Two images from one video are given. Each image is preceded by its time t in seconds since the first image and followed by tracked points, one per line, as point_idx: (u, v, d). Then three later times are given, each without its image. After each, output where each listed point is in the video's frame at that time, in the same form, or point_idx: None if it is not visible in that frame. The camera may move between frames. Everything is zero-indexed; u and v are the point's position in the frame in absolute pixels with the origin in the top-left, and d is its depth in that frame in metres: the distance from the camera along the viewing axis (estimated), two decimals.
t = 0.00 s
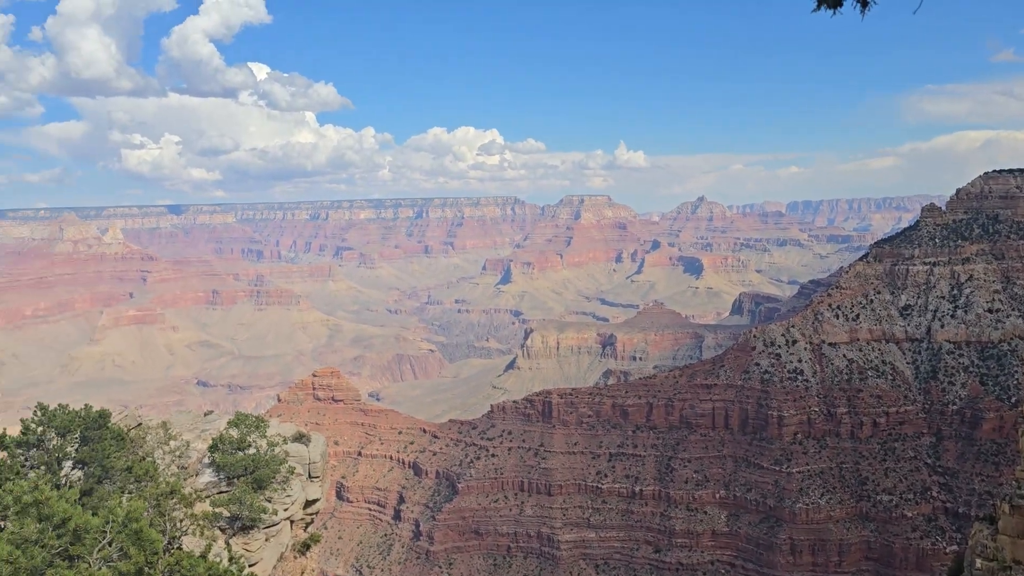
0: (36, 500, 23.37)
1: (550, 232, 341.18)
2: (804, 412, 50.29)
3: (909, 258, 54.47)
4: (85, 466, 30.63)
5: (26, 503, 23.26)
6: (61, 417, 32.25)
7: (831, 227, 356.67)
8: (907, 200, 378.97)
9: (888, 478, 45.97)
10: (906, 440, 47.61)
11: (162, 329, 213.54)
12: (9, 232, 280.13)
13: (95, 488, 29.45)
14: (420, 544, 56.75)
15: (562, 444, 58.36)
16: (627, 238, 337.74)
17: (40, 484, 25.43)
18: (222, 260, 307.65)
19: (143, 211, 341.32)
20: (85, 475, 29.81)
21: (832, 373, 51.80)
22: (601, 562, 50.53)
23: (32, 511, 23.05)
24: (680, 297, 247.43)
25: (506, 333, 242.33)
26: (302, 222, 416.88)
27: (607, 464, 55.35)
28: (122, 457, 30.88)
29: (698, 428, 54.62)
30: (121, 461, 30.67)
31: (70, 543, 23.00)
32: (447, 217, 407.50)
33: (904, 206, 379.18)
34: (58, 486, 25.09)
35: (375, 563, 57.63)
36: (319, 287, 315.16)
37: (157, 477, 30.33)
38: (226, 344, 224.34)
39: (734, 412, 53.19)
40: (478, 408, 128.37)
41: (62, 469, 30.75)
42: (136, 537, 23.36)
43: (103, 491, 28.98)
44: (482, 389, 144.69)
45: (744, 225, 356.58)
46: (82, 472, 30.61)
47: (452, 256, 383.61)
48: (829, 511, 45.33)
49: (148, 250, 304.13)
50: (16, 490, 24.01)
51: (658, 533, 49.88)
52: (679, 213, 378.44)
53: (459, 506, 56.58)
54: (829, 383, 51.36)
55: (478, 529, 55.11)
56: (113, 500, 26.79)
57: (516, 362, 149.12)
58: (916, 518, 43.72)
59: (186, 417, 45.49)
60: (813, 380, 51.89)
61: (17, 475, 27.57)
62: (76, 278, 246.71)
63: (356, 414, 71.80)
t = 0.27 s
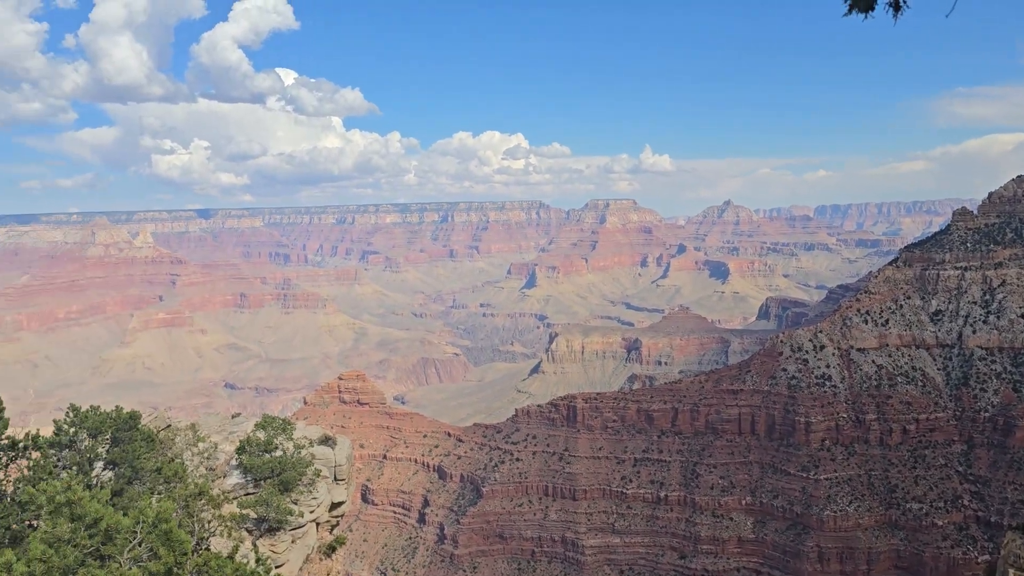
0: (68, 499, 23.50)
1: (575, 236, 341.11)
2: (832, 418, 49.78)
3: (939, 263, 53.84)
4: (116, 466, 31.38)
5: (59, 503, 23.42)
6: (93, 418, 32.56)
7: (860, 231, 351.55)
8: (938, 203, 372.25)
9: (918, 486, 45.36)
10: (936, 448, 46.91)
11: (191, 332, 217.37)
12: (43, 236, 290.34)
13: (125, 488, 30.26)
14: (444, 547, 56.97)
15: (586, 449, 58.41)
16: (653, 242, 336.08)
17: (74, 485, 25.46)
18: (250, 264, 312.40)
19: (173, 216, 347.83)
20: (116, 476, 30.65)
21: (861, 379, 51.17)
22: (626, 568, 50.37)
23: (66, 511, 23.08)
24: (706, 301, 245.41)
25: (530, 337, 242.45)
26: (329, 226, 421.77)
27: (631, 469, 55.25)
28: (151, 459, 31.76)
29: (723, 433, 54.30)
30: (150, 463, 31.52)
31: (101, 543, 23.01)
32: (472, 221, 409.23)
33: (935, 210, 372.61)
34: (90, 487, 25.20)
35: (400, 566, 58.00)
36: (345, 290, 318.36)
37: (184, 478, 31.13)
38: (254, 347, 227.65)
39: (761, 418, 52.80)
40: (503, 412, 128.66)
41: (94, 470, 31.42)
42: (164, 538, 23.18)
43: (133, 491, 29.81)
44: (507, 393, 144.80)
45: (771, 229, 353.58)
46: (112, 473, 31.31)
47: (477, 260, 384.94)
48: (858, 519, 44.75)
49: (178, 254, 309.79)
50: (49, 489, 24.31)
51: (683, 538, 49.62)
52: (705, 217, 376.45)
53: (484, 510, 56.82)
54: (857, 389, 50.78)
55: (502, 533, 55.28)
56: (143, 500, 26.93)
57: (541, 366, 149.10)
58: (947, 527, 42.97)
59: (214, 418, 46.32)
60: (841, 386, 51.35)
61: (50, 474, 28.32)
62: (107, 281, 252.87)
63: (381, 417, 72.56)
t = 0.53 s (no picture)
0: (96, 500, 23.10)
1: (597, 240, 340.61)
2: (857, 425, 49.29)
3: (967, 268, 53.23)
4: (142, 468, 31.91)
5: (87, 504, 23.03)
6: (121, 420, 33.06)
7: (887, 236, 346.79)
8: (966, 207, 365.75)
9: (945, 494, 44.66)
10: (964, 455, 46.21)
11: (215, 335, 220.56)
12: (73, 240, 297.79)
13: (151, 490, 30.78)
14: (466, 552, 57.17)
15: (608, 454, 58.36)
16: (676, 247, 334.49)
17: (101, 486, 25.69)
18: (275, 268, 316.31)
19: (198, 221, 353.39)
20: (142, 477, 31.16)
21: (887, 386, 50.66)
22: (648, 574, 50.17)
23: (94, 512, 22.87)
24: (729, 306, 243.50)
25: (552, 342, 242.29)
26: (352, 230, 425.77)
27: (654, 474, 55.12)
28: (176, 461, 32.27)
29: (747, 440, 53.98)
30: (176, 465, 32.09)
31: (129, 544, 22.66)
32: (495, 225, 410.43)
33: (964, 214, 366.54)
34: (119, 488, 24.97)
35: (422, 570, 58.31)
36: (369, 294, 320.89)
37: (208, 480, 31.63)
38: (278, 350, 230.35)
39: (785, 424, 52.41)
40: (525, 417, 128.85)
41: (121, 471, 31.97)
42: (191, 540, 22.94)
43: (159, 492, 30.35)
44: (529, 398, 144.79)
45: (795, 234, 350.35)
46: (139, 475, 31.85)
47: (499, 264, 385.67)
48: (883, 527, 44.22)
49: (204, 259, 314.54)
50: (79, 490, 24.22)
51: (705, 545, 49.33)
52: (728, 221, 374.84)
53: (505, 515, 57.05)
54: (883, 396, 50.26)
55: (523, 538, 55.38)
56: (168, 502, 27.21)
57: (563, 371, 149.05)
58: (975, 535, 42.27)
59: (238, 421, 47.04)
60: (866, 393, 50.83)
61: (78, 476, 28.89)
62: (134, 284, 257.75)
63: (403, 420, 73.20)
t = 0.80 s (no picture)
0: (121, 503, 23.32)
1: (615, 245, 340.09)
2: (878, 432, 48.76)
3: (991, 273, 52.57)
4: (163, 471, 32.31)
5: (113, 506, 23.34)
6: (143, 423, 33.49)
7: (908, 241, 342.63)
8: (989, 212, 360.33)
9: (969, 503, 44.01)
10: (988, 464, 45.52)
11: (235, 339, 222.77)
12: (96, 244, 302.91)
13: (172, 493, 31.15)
14: (483, 557, 57.14)
15: (625, 459, 58.19)
16: (694, 252, 333.01)
17: (123, 489, 25.94)
18: (294, 273, 319.11)
19: (219, 225, 357.47)
20: (162, 480, 31.45)
21: (908, 393, 50.10)
22: None
23: (119, 515, 22.91)
24: (748, 312, 241.75)
25: (570, 347, 241.88)
26: (370, 235, 430.45)
27: (672, 481, 54.86)
28: (197, 463, 32.58)
29: (766, 446, 53.60)
30: (196, 468, 32.32)
31: (153, 547, 22.53)
32: (512, 230, 412.42)
33: (987, 219, 361.48)
34: (142, 490, 25.12)
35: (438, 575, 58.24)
36: (387, 299, 322.48)
37: (229, 483, 31.90)
38: (296, 354, 232.13)
39: (804, 431, 51.94)
40: (542, 422, 128.70)
41: (142, 474, 32.40)
42: (215, 544, 22.92)
43: (180, 495, 30.68)
44: (546, 403, 144.51)
45: (815, 239, 347.72)
46: (159, 478, 32.19)
47: (517, 269, 385.91)
48: (905, 536, 43.68)
49: (224, 263, 317.90)
50: (104, 493, 24.46)
51: (724, 552, 48.95)
52: (747, 227, 374.13)
53: (523, 520, 57.06)
54: (905, 403, 49.68)
55: (540, 544, 55.26)
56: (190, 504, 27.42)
57: (580, 376, 148.75)
58: (1000, 546, 41.61)
59: (258, 424, 47.48)
60: (888, 400, 50.29)
61: (101, 479, 29.28)
62: (155, 288, 261.11)
63: (420, 425, 73.47)
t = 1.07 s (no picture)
0: (144, 507, 23.57)
1: (632, 250, 339.55)
2: (898, 439, 48.37)
3: (1013, 279, 52.09)
4: (182, 473, 32.81)
5: (136, 510, 23.60)
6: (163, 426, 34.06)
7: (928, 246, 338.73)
8: (1011, 217, 355.60)
9: (990, 511, 43.46)
10: (1010, 472, 44.93)
11: (253, 343, 224.91)
12: (116, 248, 307.46)
13: (192, 495, 31.64)
14: (498, 561, 57.16)
15: (642, 465, 58.12)
16: (711, 256, 331.56)
17: (144, 493, 26.35)
18: (311, 277, 321.68)
19: (237, 229, 361.25)
20: (182, 482, 31.94)
21: (928, 399, 49.66)
22: None
23: (142, 518, 23.18)
24: (766, 317, 240.07)
25: (586, 352, 241.39)
26: (387, 239, 434.57)
27: (689, 486, 54.70)
28: (217, 466, 33.04)
29: (783, 453, 53.33)
30: (215, 470, 32.72)
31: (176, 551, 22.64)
32: (529, 234, 413.91)
33: (1010, 224, 356.81)
34: (164, 493, 25.43)
35: None
36: (403, 303, 323.94)
37: (247, 487, 32.26)
38: (314, 357, 233.79)
39: (823, 437, 51.65)
40: (558, 427, 128.60)
41: (162, 476, 32.91)
42: (236, 548, 23.06)
43: (200, 497, 31.16)
44: (562, 408, 144.27)
45: (834, 243, 345.26)
46: (179, 480, 32.72)
47: (533, 273, 386.06)
48: (925, 544, 43.26)
49: (242, 267, 321.22)
50: (126, 496, 24.80)
51: (741, 559, 48.72)
52: (765, 231, 372.53)
53: (539, 525, 57.14)
54: (925, 410, 49.24)
55: (556, 549, 55.24)
56: (210, 507, 27.75)
57: (597, 381, 148.51)
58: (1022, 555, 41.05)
59: (276, 427, 48.01)
60: (907, 406, 49.88)
61: (122, 481, 29.80)
62: (175, 292, 264.29)
63: (436, 429, 73.81)
